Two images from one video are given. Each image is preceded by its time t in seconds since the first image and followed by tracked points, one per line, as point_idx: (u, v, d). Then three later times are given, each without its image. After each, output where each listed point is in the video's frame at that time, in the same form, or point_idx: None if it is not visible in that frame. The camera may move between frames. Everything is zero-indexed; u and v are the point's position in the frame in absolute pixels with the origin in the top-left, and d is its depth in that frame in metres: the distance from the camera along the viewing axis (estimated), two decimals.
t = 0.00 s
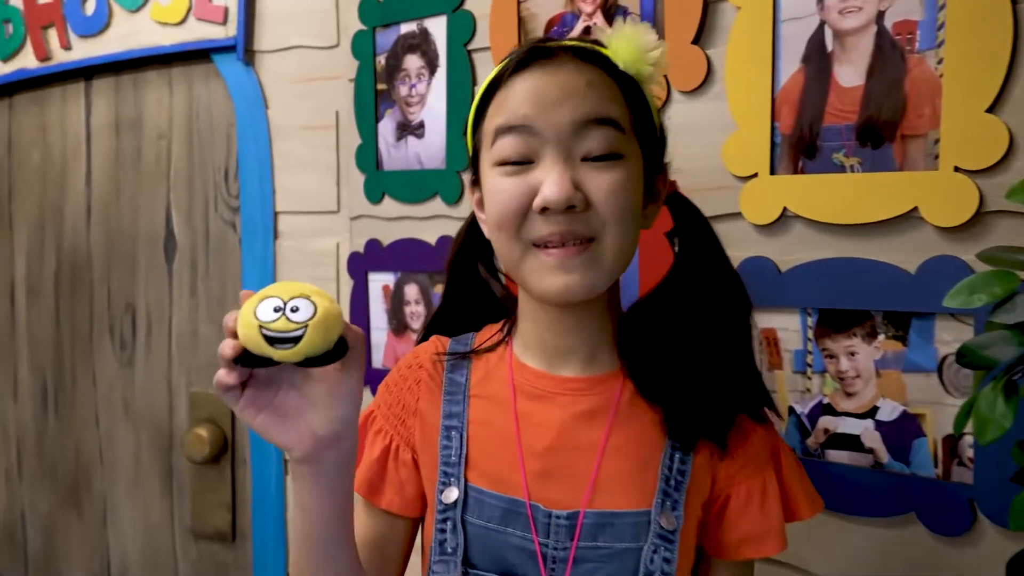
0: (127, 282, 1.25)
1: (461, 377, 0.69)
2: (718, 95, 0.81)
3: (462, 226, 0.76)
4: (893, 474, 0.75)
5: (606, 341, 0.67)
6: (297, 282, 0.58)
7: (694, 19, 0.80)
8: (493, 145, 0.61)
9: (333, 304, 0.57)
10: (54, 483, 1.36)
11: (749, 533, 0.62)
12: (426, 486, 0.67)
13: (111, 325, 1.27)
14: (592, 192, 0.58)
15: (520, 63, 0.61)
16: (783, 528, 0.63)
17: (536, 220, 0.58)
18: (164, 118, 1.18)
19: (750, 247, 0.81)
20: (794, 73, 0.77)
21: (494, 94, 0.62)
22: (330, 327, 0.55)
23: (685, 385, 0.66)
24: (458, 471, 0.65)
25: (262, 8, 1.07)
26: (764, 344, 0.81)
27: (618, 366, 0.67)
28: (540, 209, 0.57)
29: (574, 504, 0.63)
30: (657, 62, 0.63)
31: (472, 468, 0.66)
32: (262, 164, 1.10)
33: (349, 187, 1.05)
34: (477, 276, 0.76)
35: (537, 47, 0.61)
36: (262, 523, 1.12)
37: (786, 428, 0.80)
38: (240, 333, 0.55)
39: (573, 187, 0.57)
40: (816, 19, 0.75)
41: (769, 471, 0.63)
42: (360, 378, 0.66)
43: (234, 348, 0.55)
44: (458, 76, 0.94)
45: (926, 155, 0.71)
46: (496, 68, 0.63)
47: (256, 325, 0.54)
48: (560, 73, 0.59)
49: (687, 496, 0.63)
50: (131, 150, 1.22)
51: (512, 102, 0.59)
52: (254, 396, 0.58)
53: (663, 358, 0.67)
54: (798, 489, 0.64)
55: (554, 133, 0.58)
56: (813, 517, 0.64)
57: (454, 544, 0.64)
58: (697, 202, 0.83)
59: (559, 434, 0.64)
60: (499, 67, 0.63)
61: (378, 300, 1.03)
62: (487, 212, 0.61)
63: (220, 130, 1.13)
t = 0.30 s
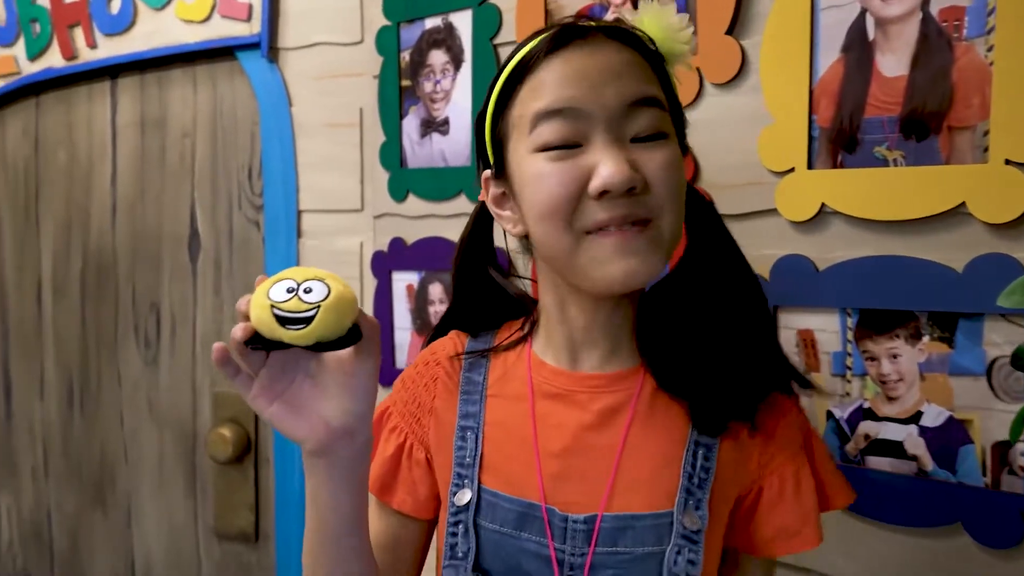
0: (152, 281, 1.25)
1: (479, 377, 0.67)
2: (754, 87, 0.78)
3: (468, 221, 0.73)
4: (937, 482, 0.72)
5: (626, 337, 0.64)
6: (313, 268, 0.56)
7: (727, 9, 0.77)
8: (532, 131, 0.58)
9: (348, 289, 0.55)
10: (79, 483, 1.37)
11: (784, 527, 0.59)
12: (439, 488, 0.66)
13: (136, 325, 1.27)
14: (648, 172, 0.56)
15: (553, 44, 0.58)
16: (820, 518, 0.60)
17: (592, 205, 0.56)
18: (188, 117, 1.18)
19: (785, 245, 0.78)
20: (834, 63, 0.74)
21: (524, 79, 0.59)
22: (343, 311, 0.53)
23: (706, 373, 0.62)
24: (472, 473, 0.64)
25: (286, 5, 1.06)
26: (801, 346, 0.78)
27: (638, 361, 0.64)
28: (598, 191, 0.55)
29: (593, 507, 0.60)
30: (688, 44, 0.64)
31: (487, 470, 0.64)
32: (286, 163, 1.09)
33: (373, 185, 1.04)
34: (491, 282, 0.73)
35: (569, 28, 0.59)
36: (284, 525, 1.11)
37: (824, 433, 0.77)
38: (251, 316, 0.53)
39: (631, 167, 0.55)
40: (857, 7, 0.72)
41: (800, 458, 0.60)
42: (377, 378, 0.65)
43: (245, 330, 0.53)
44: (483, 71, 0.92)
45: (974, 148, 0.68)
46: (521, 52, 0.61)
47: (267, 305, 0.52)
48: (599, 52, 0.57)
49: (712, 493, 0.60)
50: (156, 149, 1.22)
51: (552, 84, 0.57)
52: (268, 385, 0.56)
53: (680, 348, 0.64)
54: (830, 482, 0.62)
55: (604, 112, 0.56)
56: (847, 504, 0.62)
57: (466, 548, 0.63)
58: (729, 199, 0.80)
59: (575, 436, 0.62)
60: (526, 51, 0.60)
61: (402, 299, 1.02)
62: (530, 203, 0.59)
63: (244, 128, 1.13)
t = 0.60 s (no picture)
0: (168, 282, 1.25)
1: (477, 387, 0.66)
2: (777, 85, 0.76)
3: (466, 225, 0.72)
4: (965, 490, 0.70)
5: (634, 343, 0.64)
6: (312, 276, 0.56)
7: (750, 6, 0.75)
8: (548, 128, 0.57)
9: (347, 299, 0.54)
10: (96, 484, 1.37)
11: (789, 554, 0.57)
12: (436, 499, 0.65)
13: (152, 325, 1.27)
14: (669, 169, 0.55)
15: (567, 42, 0.57)
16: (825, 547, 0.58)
17: (613, 201, 0.55)
18: (205, 118, 1.18)
19: (809, 246, 0.76)
20: (859, 61, 0.72)
21: (538, 77, 0.58)
22: (340, 323, 0.52)
23: (714, 391, 0.60)
24: (467, 485, 0.63)
25: (303, 6, 1.06)
26: (824, 350, 0.76)
27: (645, 369, 0.64)
28: (620, 187, 0.54)
29: (590, 520, 0.59)
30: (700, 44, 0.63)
31: (480, 482, 0.63)
32: (302, 164, 1.08)
33: (389, 185, 1.03)
34: (490, 284, 0.72)
35: (583, 25, 0.58)
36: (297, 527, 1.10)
37: (849, 439, 0.76)
38: (246, 326, 0.53)
39: (653, 164, 0.54)
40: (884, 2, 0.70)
41: (806, 486, 0.58)
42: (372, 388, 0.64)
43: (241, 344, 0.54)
44: (501, 70, 0.91)
45: (1005, 147, 0.66)
46: (533, 50, 0.60)
47: (261, 316, 0.52)
48: (615, 49, 0.56)
49: (714, 513, 0.58)
50: (173, 150, 1.22)
51: (569, 80, 0.56)
52: (263, 399, 0.56)
53: (688, 364, 0.62)
54: (832, 509, 0.59)
55: (624, 109, 0.55)
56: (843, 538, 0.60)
57: (459, 562, 0.62)
58: (750, 199, 0.79)
59: (570, 446, 0.61)
60: (539, 50, 0.59)
61: (418, 300, 1.01)
62: (545, 201, 0.57)
63: (260, 129, 1.12)
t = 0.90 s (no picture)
0: (176, 283, 1.25)
1: (475, 389, 0.64)
2: (790, 83, 0.75)
3: (467, 220, 0.71)
4: (982, 494, 0.68)
5: (637, 346, 0.62)
6: (315, 279, 0.55)
7: (763, 3, 0.75)
8: (536, 124, 0.56)
9: (351, 304, 0.54)
10: (103, 485, 1.37)
11: (788, 558, 0.57)
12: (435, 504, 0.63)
13: (160, 325, 1.27)
14: (654, 173, 0.54)
15: (562, 37, 0.56)
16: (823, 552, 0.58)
17: (594, 202, 0.54)
18: (212, 117, 1.17)
19: (822, 246, 0.75)
20: (874, 58, 0.71)
21: (532, 71, 0.57)
22: (345, 329, 0.51)
23: (716, 395, 0.60)
24: (470, 489, 0.61)
25: (310, 5, 1.06)
26: (838, 352, 0.75)
27: (648, 372, 0.62)
28: (601, 189, 0.53)
29: (598, 524, 0.58)
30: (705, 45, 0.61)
31: (484, 485, 0.61)
32: (310, 164, 1.08)
33: (397, 185, 1.02)
34: (487, 277, 0.71)
35: (581, 21, 0.57)
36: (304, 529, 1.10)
37: (862, 442, 0.75)
38: (247, 331, 0.52)
39: (636, 167, 0.53)
40: None
41: (805, 490, 0.58)
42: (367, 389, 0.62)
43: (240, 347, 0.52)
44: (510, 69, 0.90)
45: None
46: (531, 43, 0.58)
47: (264, 321, 0.51)
48: (611, 47, 0.55)
49: (720, 517, 0.57)
50: (180, 149, 1.22)
51: (561, 76, 0.55)
52: (261, 405, 0.55)
53: (689, 369, 0.62)
54: (836, 513, 0.60)
55: (612, 109, 0.54)
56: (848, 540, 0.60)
57: (464, 568, 0.59)
58: (762, 199, 0.78)
59: (579, 449, 0.60)
60: (535, 43, 0.58)
61: (425, 300, 1.00)
62: (529, 198, 0.56)
63: (267, 129, 1.12)
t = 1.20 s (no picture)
0: (180, 284, 1.25)
1: (480, 389, 0.63)
2: (795, 84, 0.75)
3: (465, 216, 0.71)
4: (990, 496, 0.68)
5: (640, 349, 0.62)
6: (330, 282, 0.54)
7: (767, 4, 0.74)
8: (526, 127, 0.56)
9: (367, 310, 0.53)
10: (107, 485, 1.37)
11: (795, 551, 0.59)
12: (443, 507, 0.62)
13: (164, 326, 1.27)
14: (643, 180, 0.53)
15: (555, 37, 0.56)
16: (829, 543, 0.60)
17: (581, 210, 0.53)
18: (216, 119, 1.17)
19: (828, 247, 0.75)
20: (879, 59, 0.71)
21: (524, 72, 0.57)
22: (361, 336, 0.51)
23: (721, 394, 0.61)
24: (479, 492, 0.60)
25: (314, 6, 1.06)
26: (843, 353, 0.75)
27: (652, 373, 0.62)
28: (587, 197, 0.52)
29: (610, 526, 0.57)
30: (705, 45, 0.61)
31: (493, 489, 0.60)
32: (314, 165, 1.08)
33: (401, 187, 1.02)
34: (486, 274, 0.71)
35: (576, 20, 0.56)
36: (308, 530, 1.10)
37: (868, 444, 0.74)
38: (259, 333, 0.51)
39: (624, 174, 0.53)
40: None
41: (811, 483, 0.61)
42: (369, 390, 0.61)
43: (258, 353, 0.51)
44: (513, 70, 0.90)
45: None
46: (525, 42, 0.58)
47: (279, 324, 0.50)
48: (603, 48, 0.54)
49: (730, 515, 0.59)
50: (184, 150, 1.22)
51: (552, 78, 0.54)
52: (270, 410, 0.53)
53: (693, 368, 0.63)
54: (837, 502, 0.62)
55: (599, 114, 0.53)
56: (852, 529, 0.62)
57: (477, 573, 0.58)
58: (767, 200, 0.77)
59: (590, 451, 0.59)
60: (529, 41, 0.58)
61: (429, 302, 1.00)
62: (516, 202, 0.56)
63: (271, 130, 1.12)
